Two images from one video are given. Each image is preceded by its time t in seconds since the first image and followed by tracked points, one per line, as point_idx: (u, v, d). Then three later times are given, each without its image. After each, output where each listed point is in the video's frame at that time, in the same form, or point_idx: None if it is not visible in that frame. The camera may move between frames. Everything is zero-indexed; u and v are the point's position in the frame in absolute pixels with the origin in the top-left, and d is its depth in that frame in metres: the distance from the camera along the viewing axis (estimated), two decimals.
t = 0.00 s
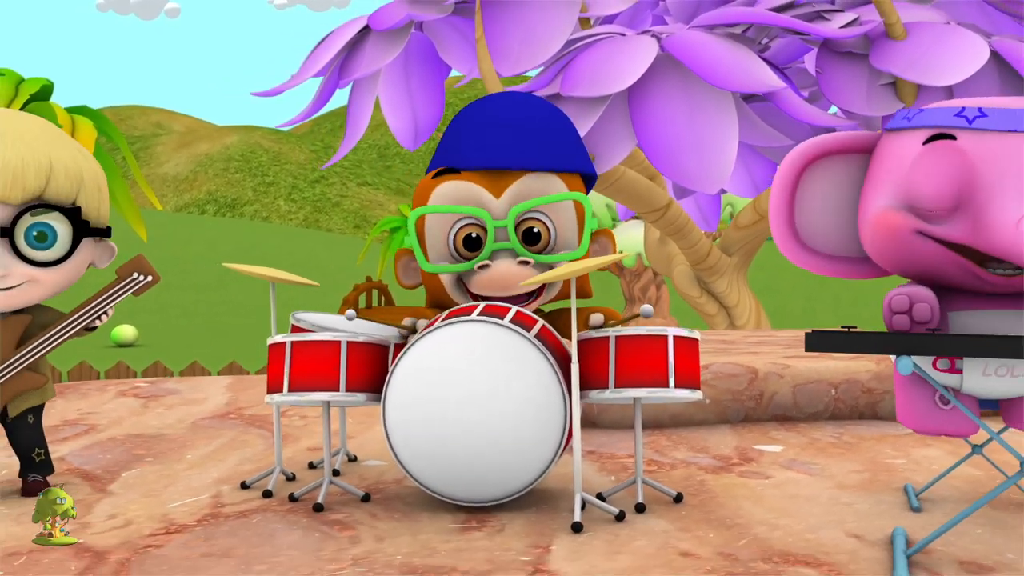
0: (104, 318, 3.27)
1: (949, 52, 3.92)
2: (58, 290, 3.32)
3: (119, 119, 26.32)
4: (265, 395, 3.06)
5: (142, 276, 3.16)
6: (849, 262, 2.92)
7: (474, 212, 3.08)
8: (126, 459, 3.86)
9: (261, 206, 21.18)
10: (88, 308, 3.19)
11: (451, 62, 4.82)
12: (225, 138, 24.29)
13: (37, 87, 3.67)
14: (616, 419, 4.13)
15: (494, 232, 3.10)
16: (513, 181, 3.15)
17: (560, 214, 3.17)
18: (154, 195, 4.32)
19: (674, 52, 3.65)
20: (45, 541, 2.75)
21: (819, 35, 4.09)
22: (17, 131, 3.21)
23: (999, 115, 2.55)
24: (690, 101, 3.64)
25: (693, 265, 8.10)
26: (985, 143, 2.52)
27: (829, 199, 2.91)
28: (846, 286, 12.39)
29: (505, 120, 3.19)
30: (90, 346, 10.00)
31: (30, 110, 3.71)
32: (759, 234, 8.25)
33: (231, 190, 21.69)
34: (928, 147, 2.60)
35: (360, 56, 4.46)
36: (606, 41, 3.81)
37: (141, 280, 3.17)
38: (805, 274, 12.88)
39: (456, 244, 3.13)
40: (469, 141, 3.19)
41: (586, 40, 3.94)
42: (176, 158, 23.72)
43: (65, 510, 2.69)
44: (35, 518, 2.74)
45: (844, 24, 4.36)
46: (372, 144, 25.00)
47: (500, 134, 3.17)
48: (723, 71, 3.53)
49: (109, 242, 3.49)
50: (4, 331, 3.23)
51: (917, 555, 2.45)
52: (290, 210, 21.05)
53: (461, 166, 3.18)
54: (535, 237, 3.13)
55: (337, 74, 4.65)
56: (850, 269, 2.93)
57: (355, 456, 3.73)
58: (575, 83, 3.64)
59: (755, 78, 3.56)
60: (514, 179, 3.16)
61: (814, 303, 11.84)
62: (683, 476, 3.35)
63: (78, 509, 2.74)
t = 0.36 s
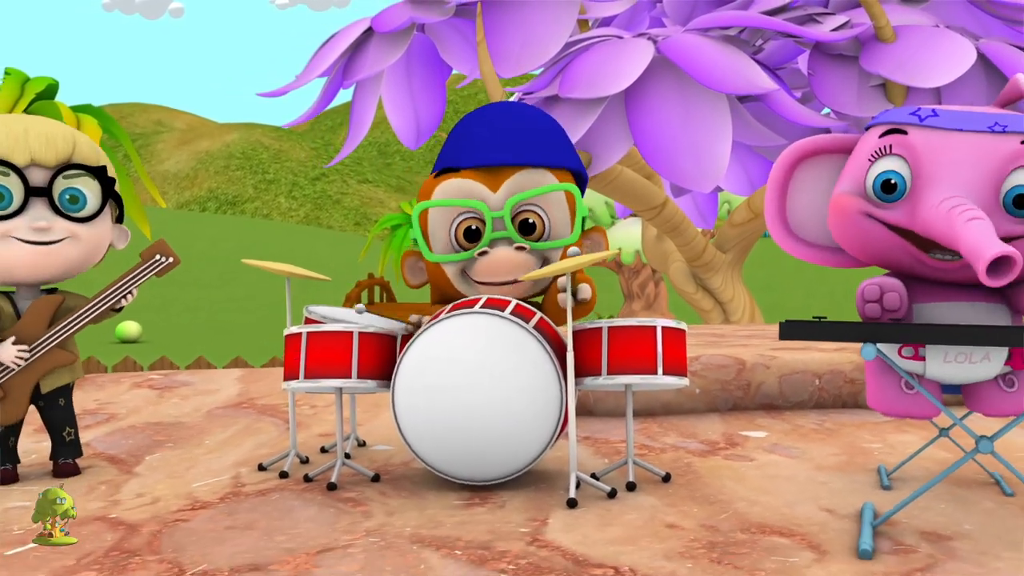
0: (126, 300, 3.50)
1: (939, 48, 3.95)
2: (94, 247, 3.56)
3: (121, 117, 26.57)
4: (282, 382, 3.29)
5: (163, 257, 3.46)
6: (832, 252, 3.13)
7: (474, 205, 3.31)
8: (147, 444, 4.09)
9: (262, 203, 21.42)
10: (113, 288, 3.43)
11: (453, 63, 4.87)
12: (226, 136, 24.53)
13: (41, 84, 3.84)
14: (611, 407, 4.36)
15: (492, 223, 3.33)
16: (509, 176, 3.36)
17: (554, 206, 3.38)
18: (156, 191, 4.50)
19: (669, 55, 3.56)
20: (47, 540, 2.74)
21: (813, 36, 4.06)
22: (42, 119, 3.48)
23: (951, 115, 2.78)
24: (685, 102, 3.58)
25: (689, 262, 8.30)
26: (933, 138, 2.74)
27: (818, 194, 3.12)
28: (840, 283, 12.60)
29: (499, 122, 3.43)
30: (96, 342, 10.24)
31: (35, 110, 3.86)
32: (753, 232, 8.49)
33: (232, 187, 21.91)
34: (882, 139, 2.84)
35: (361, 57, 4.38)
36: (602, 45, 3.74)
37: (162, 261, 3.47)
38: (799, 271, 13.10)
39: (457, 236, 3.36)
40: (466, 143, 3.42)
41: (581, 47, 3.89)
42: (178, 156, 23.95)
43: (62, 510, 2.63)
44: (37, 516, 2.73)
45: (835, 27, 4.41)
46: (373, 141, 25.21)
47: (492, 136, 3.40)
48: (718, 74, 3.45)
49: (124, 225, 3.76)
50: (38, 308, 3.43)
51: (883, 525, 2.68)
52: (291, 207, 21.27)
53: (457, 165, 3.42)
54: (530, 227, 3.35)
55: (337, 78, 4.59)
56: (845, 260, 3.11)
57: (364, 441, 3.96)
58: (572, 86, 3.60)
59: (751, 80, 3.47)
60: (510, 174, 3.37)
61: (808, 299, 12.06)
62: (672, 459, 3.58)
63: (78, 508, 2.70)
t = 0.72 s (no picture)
0: (152, 302, 3.72)
1: (923, 55, 3.75)
2: (117, 268, 3.74)
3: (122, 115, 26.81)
4: (297, 371, 3.51)
5: (186, 263, 3.70)
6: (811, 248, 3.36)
7: (480, 216, 3.54)
8: (166, 431, 4.31)
9: (263, 200, 21.63)
10: (139, 292, 3.66)
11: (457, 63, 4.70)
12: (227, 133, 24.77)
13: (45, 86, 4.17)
14: (606, 397, 4.58)
15: (496, 234, 3.56)
16: (515, 187, 3.60)
17: (556, 218, 3.61)
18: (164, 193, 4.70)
19: (665, 57, 3.40)
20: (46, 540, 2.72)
21: (801, 40, 3.89)
22: (79, 139, 3.63)
23: (919, 131, 2.99)
24: (678, 103, 3.42)
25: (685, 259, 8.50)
26: (901, 153, 2.98)
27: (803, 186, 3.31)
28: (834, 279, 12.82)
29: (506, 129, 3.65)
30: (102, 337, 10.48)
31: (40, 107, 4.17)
32: (746, 230, 8.73)
33: (233, 184, 22.12)
34: (855, 151, 3.06)
35: (359, 58, 4.30)
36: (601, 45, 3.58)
37: (185, 267, 3.70)
38: (794, 267, 13.32)
39: (462, 243, 3.59)
40: (474, 151, 3.64)
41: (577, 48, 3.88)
42: (179, 152, 24.16)
43: (63, 509, 2.65)
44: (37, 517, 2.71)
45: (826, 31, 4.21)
46: (373, 139, 25.41)
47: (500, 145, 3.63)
48: (710, 75, 3.31)
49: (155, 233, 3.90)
50: (67, 312, 3.65)
51: (853, 500, 2.90)
52: (291, 204, 21.48)
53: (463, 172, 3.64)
54: (531, 237, 3.58)
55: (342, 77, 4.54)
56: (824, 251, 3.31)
57: (372, 428, 4.18)
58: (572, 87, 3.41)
59: (745, 83, 3.34)
60: (517, 185, 3.61)
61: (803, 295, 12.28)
62: (663, 444, 3.80)
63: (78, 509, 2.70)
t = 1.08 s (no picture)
0: (171, 292, 3.95)
1: (915, 66, 3.46)
2: (140, 256, 3.96)
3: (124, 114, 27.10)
4: (310, 361, 3.73)
5: (203, 256, 3.94)
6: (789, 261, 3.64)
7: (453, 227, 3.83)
8: (183, 419, 4.54)
9: (265, 198, 21.84)
10: (160, 282, 3.90)
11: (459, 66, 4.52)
12: (229, 132, 25.00)
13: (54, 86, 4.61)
14: (602, 387, 4.80)
15: (467, 244, 3.83)
16: (490, 201, 3.82)
17: (523, 231, 3.78)
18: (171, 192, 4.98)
19: (659, 61, 3.40)
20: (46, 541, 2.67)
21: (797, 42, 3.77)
22: (104, 136, 3.85)
23: (888, 145, 3.19)
24: (673, 104, 3.40)
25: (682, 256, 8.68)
26: (878, 170, 3.17)
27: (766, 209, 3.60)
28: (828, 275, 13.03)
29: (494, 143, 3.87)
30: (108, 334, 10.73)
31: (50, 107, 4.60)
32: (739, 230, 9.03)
33: (234, 182, 22.35)
34: (833, 176, 3.25)
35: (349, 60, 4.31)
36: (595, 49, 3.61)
37: (202, 260, 3.94)
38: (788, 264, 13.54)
39: (447, 246, 3.92)
40: (464, 160, 3.89)
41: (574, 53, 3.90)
42: (180, 151, 24.41)
43: (63, 512, 2.59)
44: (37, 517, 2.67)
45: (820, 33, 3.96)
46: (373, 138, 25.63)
47: (485, 161, 3.86)
48: (703, 76, 3.30)
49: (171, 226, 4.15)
50: (92, 302, 3.85)
51: (829, 479, 3.13)
52: (292, 202, 21.69)
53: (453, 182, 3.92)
54: (499, 248, 3.80)
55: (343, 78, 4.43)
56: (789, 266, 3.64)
57: (379, 416, 4.40)
58: (570, 87, 3.43)
59: (739, 85, 3.34)
60: (492, 199, 3.83)
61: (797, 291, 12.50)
62: (655, 431, 4.02)
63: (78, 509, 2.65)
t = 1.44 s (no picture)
0: (187, 286, 4.13)
1: (908, 67, 3.53)
2: (160, 245, 4.16)
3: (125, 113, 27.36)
4: (320, 352, 3.95)
5: (219, 250, 4.14)
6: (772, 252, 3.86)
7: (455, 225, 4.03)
8: (199, 409, 4.76)
9: (265, 196, 22.04)
10: (177, 276, 4.09)
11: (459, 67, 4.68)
12: (230, 130, 25.22)
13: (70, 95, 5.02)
14: (598, 379, 5.01)
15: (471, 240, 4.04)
16: (490, 203, 4.03)
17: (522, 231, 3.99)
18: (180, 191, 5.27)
19: (655, 63, 3.61)
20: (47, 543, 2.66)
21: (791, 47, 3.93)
22: (123, 134, 4.05)
23: (876, 149, 3.38)
24: (669, 104, 3.57)
25: (678, 253, 8.89)
26: (864, 173, 3.37)
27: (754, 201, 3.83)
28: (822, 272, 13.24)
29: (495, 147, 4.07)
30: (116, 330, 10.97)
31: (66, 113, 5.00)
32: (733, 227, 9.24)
33: (235, 179, 22.55)
34: (822, 175, 3.44)
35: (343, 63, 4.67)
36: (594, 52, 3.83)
37: (218, 254, 4.14)
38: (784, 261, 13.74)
39: (449, 244, 4.13)
40: (467, 161, 4.10)
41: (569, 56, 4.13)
42: (181, 150, 24.66)
43: (62, 511, 2.58)
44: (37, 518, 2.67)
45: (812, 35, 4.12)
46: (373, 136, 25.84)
47: (490, 161, 4.07)
48: (699, 79, 3.50)
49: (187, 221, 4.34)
50: (114, 293, 4.06)
51: (808, 461, 3.34)
52: (293, 200, 21.89)
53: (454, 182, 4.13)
54: (500, 245, 4.01)
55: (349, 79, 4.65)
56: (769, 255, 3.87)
57: (386, 405, 4.62)
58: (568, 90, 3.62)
59: (732, 87, 3.53)
60: (493, 201, 4.04)
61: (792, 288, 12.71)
62: (648, 419, 4.23)
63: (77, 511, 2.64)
